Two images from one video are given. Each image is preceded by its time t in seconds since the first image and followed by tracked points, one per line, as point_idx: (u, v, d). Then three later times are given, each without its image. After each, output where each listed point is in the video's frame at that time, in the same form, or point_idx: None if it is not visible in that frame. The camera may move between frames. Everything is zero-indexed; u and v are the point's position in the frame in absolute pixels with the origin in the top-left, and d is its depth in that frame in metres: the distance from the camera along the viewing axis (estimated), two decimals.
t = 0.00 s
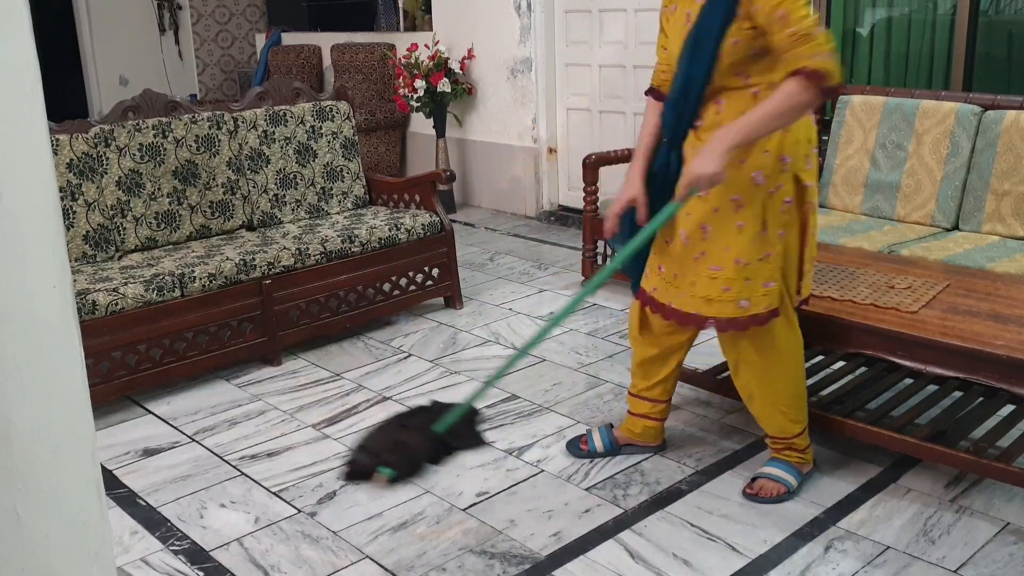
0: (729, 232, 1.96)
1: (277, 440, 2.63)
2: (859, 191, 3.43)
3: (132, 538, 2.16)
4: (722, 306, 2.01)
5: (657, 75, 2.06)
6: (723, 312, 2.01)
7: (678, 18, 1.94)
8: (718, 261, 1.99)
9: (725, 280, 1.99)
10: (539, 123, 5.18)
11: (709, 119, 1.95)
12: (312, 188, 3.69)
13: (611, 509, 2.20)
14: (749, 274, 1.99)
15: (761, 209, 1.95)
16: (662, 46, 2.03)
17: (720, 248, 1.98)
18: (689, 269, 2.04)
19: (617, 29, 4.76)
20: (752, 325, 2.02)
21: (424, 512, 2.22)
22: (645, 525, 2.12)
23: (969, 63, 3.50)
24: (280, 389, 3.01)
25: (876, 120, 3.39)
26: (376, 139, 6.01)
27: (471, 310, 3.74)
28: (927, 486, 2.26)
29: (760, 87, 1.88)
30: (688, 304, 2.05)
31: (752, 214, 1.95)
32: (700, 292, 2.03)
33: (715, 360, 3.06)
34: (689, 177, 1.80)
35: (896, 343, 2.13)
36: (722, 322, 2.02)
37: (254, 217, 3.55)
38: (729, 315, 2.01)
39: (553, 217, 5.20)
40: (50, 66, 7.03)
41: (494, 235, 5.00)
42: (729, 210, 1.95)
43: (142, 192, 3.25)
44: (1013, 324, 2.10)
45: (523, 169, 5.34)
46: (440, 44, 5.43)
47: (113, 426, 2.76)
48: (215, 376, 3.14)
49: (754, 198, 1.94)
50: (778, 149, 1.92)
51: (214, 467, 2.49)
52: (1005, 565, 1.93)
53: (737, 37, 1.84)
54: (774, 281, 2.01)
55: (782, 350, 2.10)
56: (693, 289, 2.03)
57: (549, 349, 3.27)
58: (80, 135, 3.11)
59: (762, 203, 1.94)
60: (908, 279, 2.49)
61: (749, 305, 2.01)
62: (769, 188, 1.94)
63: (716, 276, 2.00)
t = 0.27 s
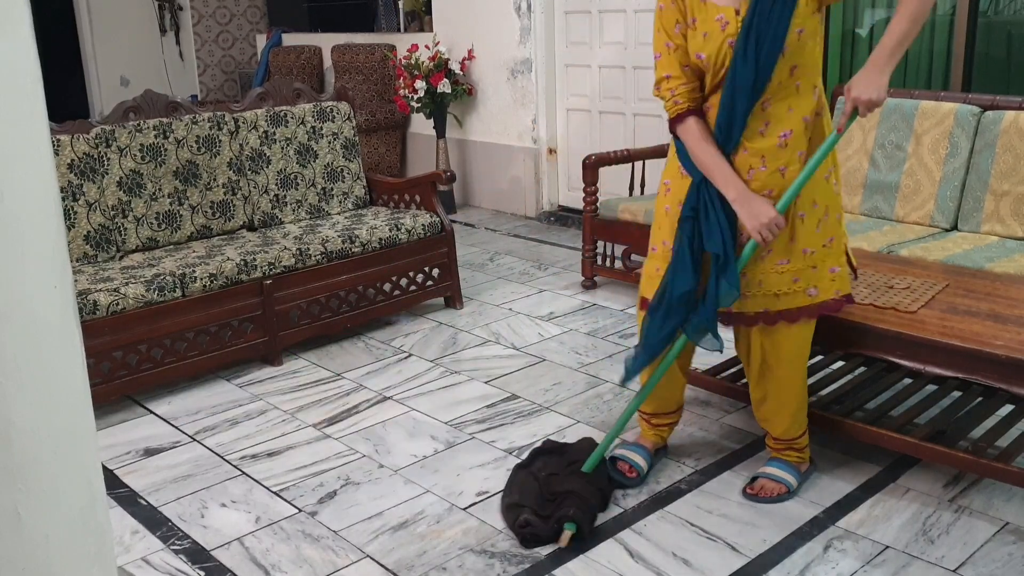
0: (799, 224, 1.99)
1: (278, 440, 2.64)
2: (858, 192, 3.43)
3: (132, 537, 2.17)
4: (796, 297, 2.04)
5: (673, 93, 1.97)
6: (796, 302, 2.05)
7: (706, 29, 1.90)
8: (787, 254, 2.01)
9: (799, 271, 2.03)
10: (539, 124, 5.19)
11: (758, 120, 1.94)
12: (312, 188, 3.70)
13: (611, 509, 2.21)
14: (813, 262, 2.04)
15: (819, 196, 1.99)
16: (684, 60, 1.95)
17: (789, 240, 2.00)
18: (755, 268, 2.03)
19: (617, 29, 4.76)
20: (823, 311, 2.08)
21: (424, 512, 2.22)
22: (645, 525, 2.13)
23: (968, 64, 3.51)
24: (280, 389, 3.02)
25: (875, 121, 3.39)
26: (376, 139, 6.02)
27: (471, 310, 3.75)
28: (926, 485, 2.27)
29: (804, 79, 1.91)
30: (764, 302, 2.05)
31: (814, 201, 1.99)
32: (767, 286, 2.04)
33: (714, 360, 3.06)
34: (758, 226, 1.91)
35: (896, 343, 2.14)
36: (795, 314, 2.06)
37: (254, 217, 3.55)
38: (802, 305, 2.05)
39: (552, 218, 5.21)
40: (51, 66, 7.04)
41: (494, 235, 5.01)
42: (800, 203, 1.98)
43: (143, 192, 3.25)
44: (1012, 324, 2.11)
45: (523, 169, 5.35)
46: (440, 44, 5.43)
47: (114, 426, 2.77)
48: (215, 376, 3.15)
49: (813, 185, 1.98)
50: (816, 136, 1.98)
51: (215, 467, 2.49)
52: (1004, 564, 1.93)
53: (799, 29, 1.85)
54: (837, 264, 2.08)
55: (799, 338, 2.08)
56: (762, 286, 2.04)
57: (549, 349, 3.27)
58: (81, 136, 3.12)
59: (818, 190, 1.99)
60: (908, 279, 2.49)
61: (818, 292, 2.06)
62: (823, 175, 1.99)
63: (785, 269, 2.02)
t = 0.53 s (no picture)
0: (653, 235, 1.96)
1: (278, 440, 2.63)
2: (859, 191, 3.43)
3: (132, 537, 2.16)
4: (659, 305, 2.00)
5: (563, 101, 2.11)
6: (661, 311, 2.00)
7: (558, 49, 1.98)
8: (647, 264, 1.98)
9: (658, 282, 1.98)
10: (539, 123, 5.18)
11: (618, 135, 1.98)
12: (312, 188, 3.69)
13: (611, 509, 2.20)
14: (683, 273, 1.98)
15: (675, 208, 1.95)
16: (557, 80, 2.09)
17: (648, 252, 1.97)
18: (626, 275, 2.03)
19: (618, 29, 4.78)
20: (689, 323, 2.02)
21: (424, 512, 2.22)
22: (645, 525, 2.12)
23: (969, 63, 3.50)
24: (280, 389, 3.01)
25: (876, 121, 3.40)
26: (376, 139, 6.01)
27: (471, 310, 3.74)
28: (927, 486, 2.26)
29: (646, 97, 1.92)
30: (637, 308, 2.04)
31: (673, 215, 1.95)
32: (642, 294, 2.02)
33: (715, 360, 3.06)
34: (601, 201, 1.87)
35: (896, 343, 2.14)
36: (669, 322, 2.02)
37: (254, 217, 3.55)
38: (667, 314, 2.01)
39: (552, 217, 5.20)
40: (51, 66, 7.03)
41: (494, 235, 5.00)
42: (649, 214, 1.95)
43: (142, 192, 3.25)
44: (1013, 324, 2.10)
45: (523, 169, 5.34)
46: (440, 44, 5.43)
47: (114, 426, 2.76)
48: (215, 376, 3.14)
49: (670, 198, 1.94)
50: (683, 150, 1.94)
51: (214, 467, 2.49)
52: (1005, 565, 1.93)
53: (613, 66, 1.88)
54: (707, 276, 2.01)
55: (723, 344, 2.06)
56: (637, 294, 2.02)
57: (549, 349, 3.27)
58: (80, 136, 3.11)
59: (676, 202, 1.95)
60: (908, 279, 2.49)
61: (685, 303, 2.00)
62: (687, 189, 1.95)
63: (648, 278, 1.98)
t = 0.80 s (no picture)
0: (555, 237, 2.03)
1: (277, 440, 2.63)
2: (859, 191, 3.43)
3: (132, 538, 2.16)
4: (552, 307, 2.06)
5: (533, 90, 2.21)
6: (553, 313, 2.06)
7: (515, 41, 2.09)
8: (546, 265, 2.06)
9: (554, 284, 2.04)
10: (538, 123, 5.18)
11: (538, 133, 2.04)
12: (312, 188, 3.69)
13: (611, 509, 2.20)
14: (575, 279, 2.02)
15: (580, 219, 1.99)
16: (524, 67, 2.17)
17: (550, 253, 2.05)
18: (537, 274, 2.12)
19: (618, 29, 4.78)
20: (578, 330, 2.04)
21: (424, 512, 2.22)
22: (645, 526, 2.12)
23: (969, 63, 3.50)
24: (280, 389, 3.01)
25: (876, 120, 3.40)
26: (376, 139, 6.01)
27: (471, 310, 3.74)
28: (927, 486, 2.26)
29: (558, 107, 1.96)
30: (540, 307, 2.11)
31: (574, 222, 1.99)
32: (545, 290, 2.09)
33: (715, 360, 3.06)
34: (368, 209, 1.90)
35: (897, 343, 2.13)
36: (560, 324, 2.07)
37: (254, 217, 3.54)
38: (557, 317, 2.06)
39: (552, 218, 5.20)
40: (51, 66, 7.03)
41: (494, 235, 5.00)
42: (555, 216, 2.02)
43: (142, 192, 3.24)
44: (1013, 324, 2.10)
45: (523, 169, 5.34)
46: (440, 44, 5.42)
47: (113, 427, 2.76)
48: (215, 376, 3.14)
49: (573, 204, 1.99)
50: (594, 161, 1.97)
51: (214, 467, 2.49)
52: (1005, 565, 1.93)
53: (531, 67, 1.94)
54: (599, 289, 2.01)
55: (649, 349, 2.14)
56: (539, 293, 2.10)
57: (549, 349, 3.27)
58: (80, 136, 3.11)
59: (581, 211, 1.99)
60: (908, 279, 2.48)
61: (575, 310, 2.03)
62: (592, 200, 1.98)
63: (546, 279, 2.06)
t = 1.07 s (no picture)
0: (647, 230, 1.98)
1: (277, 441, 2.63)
2: (859, 191, 3.43)
3: (131, 538, 2.16)
4: (643, 303, 2.01)
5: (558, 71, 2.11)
6: (644, 309, 2.01)
7: (575, 17, 1.98)
8: (636, 259, 1.99)
9: (648, 278, 1.99)
10: (539, 123, 5.17)
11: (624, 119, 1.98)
12: (312, 188, 3.69)
13: (611, 509, 2.20)
14: (670, 270, 2.01)
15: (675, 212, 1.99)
16: (561, 44, 2.07)
17: (639, 244, 1.99)
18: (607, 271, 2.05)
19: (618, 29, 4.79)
20: (655, 324, 2.04)
21: (424, 512, 2.22)
22: (645, 526, 2.12)
23: (969, 63, 3.50)
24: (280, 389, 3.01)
25: (876, 120, 3.40)
26: (376, 139, 6.01)
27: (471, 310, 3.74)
28: (927, 486, 2.26)
29: (663, 89, 1.95)
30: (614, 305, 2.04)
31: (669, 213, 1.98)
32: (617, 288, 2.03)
33: (715, 360, 3.06)
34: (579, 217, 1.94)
35: (896, 343, 2.13)
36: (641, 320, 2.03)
37: (254, 217, 3.54)
38: (649, 312, 2.02)
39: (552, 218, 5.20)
40: (51, 66, 7.03)
41: (494, 235, 5.00)
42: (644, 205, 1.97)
43: (142, 191, 3.24)
44: (1013, 324, 2.10)
45: (523, 169, 5.34)
46: (440, 44, 5.42)
47: (114, 426, 2.76)
48: (215, 376, 3.14)
49: (669, 192, 1.98)
50: (685, 145, 1.99)
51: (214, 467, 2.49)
52: (1005, 565, 1.93)
53: (641, 41, 1.89)
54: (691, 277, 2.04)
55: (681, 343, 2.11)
56: (615, 292, 2.03)
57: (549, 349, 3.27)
58: (80, 136, 3.11)
59: (676, 197, 1.98)
60: (908, 279, 2.48)
61: (669, 301, 2.02)
62: (683, 185, 2.00)
63: (636, 274, 1.99)
